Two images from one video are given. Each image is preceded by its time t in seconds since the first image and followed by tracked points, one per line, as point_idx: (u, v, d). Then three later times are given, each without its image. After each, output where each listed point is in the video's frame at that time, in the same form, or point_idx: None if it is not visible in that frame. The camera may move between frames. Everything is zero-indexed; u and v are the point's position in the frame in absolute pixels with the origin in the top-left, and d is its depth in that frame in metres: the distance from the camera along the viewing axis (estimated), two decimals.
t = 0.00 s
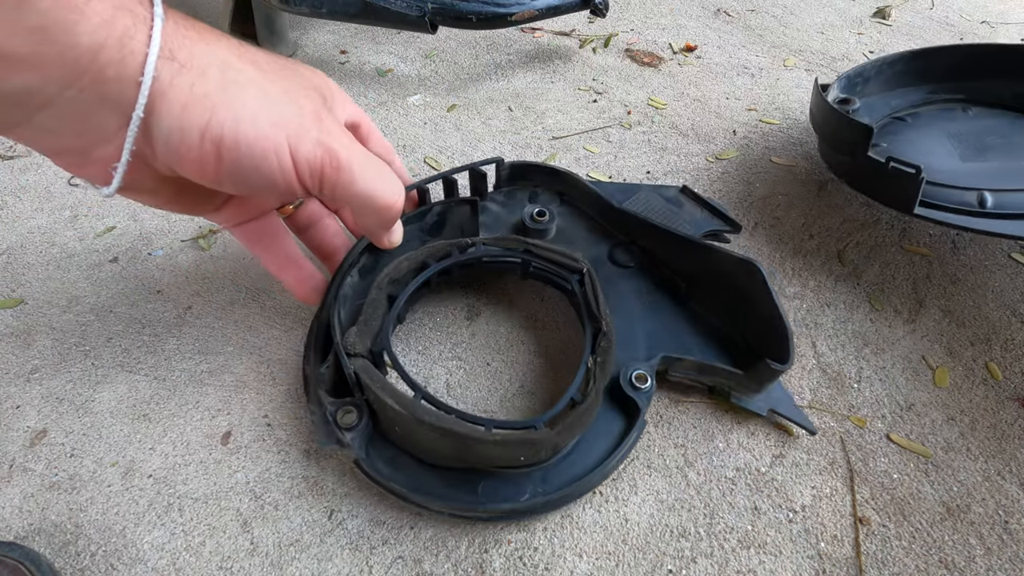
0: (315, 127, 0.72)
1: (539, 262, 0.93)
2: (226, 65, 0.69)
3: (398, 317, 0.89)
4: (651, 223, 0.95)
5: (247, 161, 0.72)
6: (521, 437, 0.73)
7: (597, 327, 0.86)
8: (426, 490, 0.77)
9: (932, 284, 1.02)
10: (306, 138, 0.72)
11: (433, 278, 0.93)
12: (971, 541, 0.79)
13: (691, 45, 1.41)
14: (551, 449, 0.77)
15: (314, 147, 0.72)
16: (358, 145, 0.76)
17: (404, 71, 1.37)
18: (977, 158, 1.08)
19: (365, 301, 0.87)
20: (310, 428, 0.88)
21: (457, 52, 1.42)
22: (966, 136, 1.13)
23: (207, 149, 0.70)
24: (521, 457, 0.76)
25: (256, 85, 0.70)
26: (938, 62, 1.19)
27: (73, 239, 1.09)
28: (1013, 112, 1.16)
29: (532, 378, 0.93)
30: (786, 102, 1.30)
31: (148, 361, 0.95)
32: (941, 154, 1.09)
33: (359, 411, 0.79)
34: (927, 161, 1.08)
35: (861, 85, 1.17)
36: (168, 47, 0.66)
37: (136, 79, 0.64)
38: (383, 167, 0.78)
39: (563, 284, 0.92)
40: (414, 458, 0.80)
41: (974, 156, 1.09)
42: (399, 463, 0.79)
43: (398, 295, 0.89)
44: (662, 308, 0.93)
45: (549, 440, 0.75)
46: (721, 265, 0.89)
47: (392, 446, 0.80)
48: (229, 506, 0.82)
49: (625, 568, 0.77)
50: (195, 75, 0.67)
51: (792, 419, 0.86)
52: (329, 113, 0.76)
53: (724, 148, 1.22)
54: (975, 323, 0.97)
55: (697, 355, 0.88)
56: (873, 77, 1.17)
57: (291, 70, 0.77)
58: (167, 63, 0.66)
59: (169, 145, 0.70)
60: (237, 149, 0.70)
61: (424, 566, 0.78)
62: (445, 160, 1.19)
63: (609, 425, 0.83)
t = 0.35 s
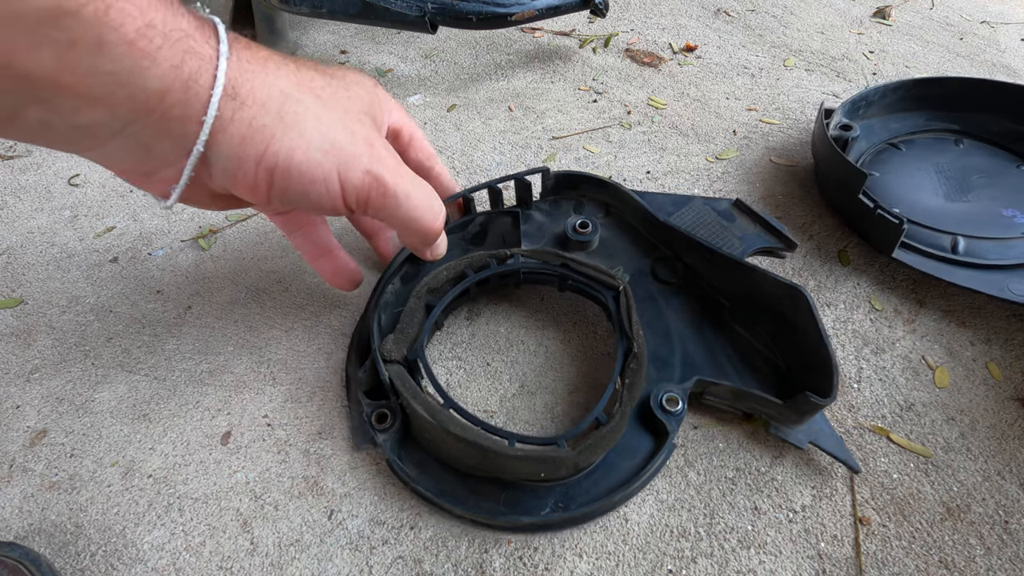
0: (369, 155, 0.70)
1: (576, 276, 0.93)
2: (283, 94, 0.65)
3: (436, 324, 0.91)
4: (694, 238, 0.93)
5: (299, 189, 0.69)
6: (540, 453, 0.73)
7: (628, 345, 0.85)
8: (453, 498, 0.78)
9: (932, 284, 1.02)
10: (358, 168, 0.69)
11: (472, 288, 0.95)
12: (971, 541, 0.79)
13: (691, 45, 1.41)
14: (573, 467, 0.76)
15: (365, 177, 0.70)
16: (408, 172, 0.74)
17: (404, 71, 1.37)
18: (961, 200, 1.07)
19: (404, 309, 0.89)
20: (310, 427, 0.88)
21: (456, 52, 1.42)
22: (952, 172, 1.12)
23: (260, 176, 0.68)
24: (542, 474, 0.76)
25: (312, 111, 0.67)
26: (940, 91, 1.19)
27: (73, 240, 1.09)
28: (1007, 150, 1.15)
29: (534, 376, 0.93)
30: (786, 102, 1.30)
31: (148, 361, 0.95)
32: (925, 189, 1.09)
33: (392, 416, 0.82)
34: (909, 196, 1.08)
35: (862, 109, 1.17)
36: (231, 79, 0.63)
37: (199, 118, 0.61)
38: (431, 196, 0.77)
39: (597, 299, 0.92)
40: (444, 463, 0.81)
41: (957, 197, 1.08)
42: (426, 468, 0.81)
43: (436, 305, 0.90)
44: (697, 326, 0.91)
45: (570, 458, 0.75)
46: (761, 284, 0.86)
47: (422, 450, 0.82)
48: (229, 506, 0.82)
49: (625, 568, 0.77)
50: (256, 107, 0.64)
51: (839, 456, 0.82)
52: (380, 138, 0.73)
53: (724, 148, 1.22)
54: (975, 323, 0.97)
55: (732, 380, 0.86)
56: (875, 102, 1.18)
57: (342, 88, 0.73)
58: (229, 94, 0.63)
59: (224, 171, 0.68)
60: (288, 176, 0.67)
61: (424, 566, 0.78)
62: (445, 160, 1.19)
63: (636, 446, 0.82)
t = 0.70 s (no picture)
0: (255, 188, 0.55)
1: (576, 281, 0.93)
2: (138, 141, 0.52)
3: (437, 331, 0.92)
4: (692, 246, 0.92)
5: (190, 254, 0.57)
6: (543, 448, 0.73)
7: (627, 345, 0.85)
8: (454, 498, 0.78)
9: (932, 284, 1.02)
10: (248, 207, 0.55)
11: (472, 293, 0.95)
12: (971, 541, 0.79)
13: (691, 45, 1.41)
14: (575, 463, 0.76)
15: (262, 219, 0.56)
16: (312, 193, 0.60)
17: (404, 71, 1.37)
18: (962, 200, 1.07)
19: (405, 313, 0.89)
20: (310, 427, 0.88)
21: (456, 52, 1.42)
22: (958, 168, 1.13)
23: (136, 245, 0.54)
24: (545, 470, 0.75)
25: (174, 157, 0.53)
26: (955, 81, 1.19)
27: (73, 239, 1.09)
28: (1016, 146, 1.16)
29: (534, 376, 0.93)
30: (786, 102, 1.30)
31: (147, 361, 0.95)
32: (927, 186, 1.09)
33: (393, 417, 0.82)
34: (910, 193, 1.08)
35: (872, 99, 1.17)
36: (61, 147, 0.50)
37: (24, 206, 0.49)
38: (349, 216, 0.64)
39: (597, 302, 0.92)
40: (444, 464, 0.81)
41: (959, 197, 1.08)
42: (427, 470, 0.81)
43: (436, 308, 0.90)
44: (694, 330, 0.91)
45: (572, 453, 0.75)
46: (760, 287, 0.87)
47: (423, 452, 0.82)
48: (229, 506, 0.82)
49: (625, 568, 0.77)
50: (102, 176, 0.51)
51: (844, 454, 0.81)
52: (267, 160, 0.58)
53: (724, 148, 1.22)
54: (975, 323, 0.97)
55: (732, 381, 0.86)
56: (889, 88, 1.18)
57: (223, 100, 0.61)
58: (59, 160, 0.50)
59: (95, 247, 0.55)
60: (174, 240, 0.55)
61: (424, 566, 0.78)
62: (445, 160, 1.19)
63: (637, 447, 0.82)
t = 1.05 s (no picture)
0: (332, 297, 0.63)
1: (575, 281, 0.93)
2: (240, 241, 0.58)
3: (438, 330, 0.92)
4: (692, 246, 0.93)
5: (253, 341, 0.64)
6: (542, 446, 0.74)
7: (626, 344, 0.85)
8: (453, 497, 0.79)
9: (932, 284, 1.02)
10: (320, 315, 0.63)
11: (471, 293, 0.95)
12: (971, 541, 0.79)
13: (691, 45, 1.41)
14: (574, 461, 0.77)
15: (331, 325, 0.65)
16: (381, 301, 0.68)
17: (404, 71, 1.37)
18: (960, 201, 1.07)
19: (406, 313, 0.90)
20: (310, 427, 0.88)
21: (456, 52, 1.42)
22: (956, 169, 1.13)
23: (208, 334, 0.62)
24: (543, 468, 0.76)
25: (272, 259, 0.60)
26: (952, 83, 1.19)
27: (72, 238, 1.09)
28: (1016, 145, 1.16)
29: (534, 376, 0.93)
30: (786, 102, 1.30)
31: (147, 361, 0.95)
32: (925, 186, 1.10)
33: (392, 416, 0.83)
34: (909, 193, 1.08)
35: (872, 100, 1.17)
36: (159, 230, 0.55)
37: (105, 299, 0.55)
38: (404, 322, 0.72)
39: (596, 302, 0.92)
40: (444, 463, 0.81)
41: (958, 197, 1.08)
42: (426, 469, 0.81)
43: (436, 307, 0.91)
44: (694, 330, 0.91)
45: (570, 452, 0.75)
46: (761, 288, 0.88)
47: (423, 451, 0.82)
48: (229, 506, 0.82)
49: (625, 568, 0.77)
50: (196, 277, 0.57)
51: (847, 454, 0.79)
52: (351, 270, 0.65)
53: (724, 148, 1.22)
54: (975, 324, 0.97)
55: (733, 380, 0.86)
56: (886, 91, 1.18)
57: (324, 185, 0.65)
58: (165, 236, 0.56)
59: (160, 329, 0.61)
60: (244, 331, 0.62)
61: (424, 566, 0.78)
62: (445, 160, 1.19)
63: (632, 441, 0.82)
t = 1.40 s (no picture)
0: (332, 284, 0.64)
1: (575, 281, 0.94)
2: (234, 245, 0.59)
3: (436, 329, 0.92)
4: (692, 246, 0.93)
5: (261, 337, 0.65)
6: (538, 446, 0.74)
7: (624, 343, 0.86)
8: (452, 497, 0.79)
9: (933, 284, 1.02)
10: (321, 302, 0.64)
11: (470, 292, 0.95)
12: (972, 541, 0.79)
13: (691, 45, 1.41)
14: (571, 460, 0.77)
15: (333, 310, 0.66)
16: (379, 275, 0.69)
17: (404, 71, 1.37)
18: (960, 201, 1.07)
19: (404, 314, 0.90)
20: (310, 427, 0.88)
21: (456, 52, 1.42)
22: (955, 170, 1.13)
23: (216, 333, 0.63)
24: (540, 468, 0.76)
25: (269, 258, 0.61)
26: (951, 84, 1.19)
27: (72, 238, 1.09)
28: (1016, 145, 1.16)
29: (533, 376, 0.93)
30: (786, 102, 1.30)
31: (147, 361, 0.95)
32: (925, 187, 1.09)
33: (390, 416, 0.83)
34: (910, 193, 1.08)
35: (873, 99, 1.17)
36: (158, 242, 0.56)
37: (113, 309, 0.56)
38: (404, 290, 0.73)
39: (595, 303, 0.92)
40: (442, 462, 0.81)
41: (958, 197, 1.08)
42: (424, 469, 0.81)
43: (436, 306, 0.91)
44: (694, 330, 0.91)
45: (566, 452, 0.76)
46: (758, 289, 0.89)
47: (421, 450, 0.83)
48: (229, 506, 0.82)
49: (625, 568, 0.77)
50: (195, 284, 0.58)
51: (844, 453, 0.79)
52: (345, 252, 0.66)
53: (724, 148, 1.22)
54: (975, 324, 0.97)
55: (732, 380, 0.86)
56: (883, 93, 1.17)
57: (313, 172, 0.64)
58: (164, 246, 0.56)
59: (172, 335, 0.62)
60: (251, 327, 0.63)
61: (424, 566, 0.78)
62: (444, 160, 1.19)
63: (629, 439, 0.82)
